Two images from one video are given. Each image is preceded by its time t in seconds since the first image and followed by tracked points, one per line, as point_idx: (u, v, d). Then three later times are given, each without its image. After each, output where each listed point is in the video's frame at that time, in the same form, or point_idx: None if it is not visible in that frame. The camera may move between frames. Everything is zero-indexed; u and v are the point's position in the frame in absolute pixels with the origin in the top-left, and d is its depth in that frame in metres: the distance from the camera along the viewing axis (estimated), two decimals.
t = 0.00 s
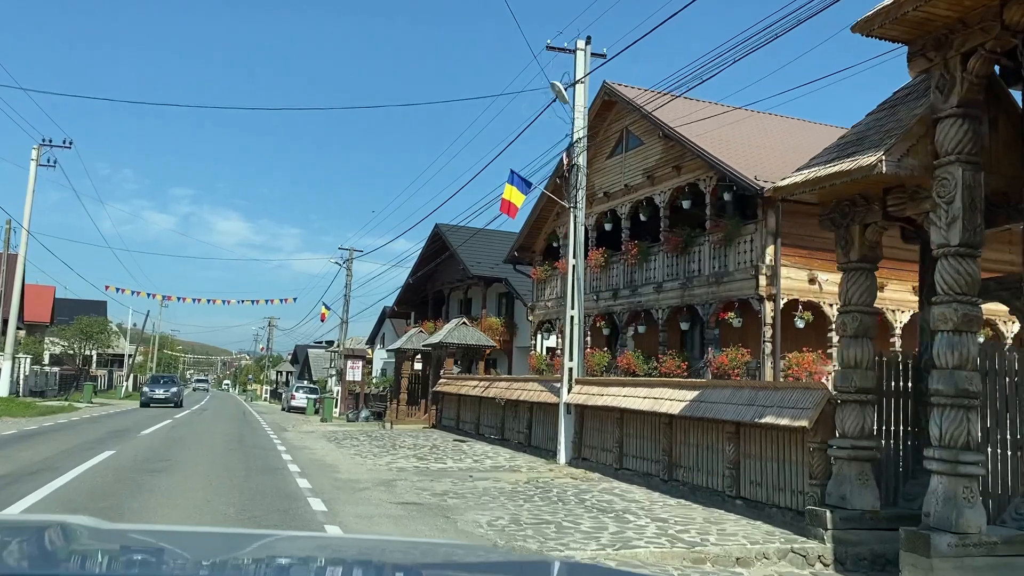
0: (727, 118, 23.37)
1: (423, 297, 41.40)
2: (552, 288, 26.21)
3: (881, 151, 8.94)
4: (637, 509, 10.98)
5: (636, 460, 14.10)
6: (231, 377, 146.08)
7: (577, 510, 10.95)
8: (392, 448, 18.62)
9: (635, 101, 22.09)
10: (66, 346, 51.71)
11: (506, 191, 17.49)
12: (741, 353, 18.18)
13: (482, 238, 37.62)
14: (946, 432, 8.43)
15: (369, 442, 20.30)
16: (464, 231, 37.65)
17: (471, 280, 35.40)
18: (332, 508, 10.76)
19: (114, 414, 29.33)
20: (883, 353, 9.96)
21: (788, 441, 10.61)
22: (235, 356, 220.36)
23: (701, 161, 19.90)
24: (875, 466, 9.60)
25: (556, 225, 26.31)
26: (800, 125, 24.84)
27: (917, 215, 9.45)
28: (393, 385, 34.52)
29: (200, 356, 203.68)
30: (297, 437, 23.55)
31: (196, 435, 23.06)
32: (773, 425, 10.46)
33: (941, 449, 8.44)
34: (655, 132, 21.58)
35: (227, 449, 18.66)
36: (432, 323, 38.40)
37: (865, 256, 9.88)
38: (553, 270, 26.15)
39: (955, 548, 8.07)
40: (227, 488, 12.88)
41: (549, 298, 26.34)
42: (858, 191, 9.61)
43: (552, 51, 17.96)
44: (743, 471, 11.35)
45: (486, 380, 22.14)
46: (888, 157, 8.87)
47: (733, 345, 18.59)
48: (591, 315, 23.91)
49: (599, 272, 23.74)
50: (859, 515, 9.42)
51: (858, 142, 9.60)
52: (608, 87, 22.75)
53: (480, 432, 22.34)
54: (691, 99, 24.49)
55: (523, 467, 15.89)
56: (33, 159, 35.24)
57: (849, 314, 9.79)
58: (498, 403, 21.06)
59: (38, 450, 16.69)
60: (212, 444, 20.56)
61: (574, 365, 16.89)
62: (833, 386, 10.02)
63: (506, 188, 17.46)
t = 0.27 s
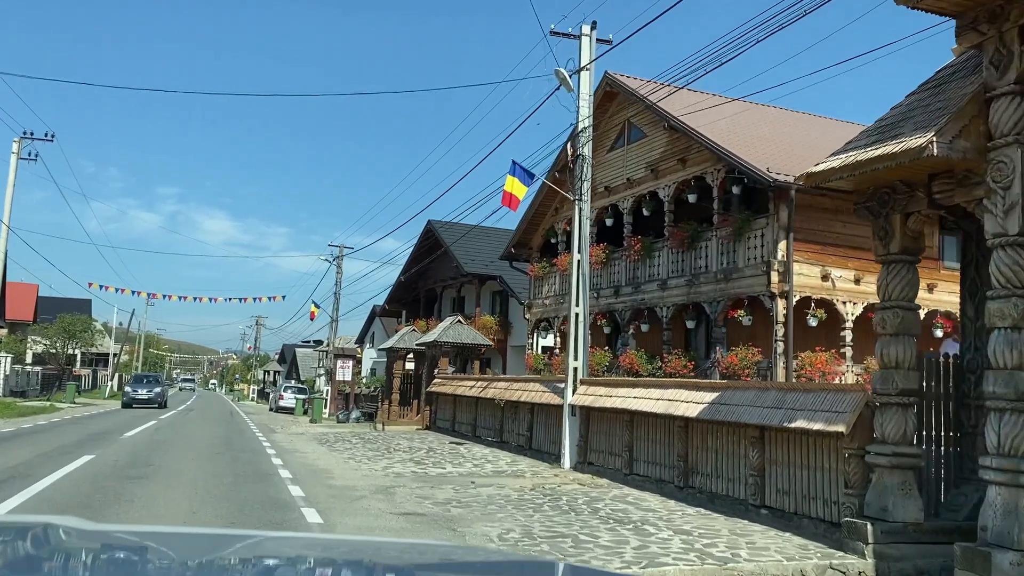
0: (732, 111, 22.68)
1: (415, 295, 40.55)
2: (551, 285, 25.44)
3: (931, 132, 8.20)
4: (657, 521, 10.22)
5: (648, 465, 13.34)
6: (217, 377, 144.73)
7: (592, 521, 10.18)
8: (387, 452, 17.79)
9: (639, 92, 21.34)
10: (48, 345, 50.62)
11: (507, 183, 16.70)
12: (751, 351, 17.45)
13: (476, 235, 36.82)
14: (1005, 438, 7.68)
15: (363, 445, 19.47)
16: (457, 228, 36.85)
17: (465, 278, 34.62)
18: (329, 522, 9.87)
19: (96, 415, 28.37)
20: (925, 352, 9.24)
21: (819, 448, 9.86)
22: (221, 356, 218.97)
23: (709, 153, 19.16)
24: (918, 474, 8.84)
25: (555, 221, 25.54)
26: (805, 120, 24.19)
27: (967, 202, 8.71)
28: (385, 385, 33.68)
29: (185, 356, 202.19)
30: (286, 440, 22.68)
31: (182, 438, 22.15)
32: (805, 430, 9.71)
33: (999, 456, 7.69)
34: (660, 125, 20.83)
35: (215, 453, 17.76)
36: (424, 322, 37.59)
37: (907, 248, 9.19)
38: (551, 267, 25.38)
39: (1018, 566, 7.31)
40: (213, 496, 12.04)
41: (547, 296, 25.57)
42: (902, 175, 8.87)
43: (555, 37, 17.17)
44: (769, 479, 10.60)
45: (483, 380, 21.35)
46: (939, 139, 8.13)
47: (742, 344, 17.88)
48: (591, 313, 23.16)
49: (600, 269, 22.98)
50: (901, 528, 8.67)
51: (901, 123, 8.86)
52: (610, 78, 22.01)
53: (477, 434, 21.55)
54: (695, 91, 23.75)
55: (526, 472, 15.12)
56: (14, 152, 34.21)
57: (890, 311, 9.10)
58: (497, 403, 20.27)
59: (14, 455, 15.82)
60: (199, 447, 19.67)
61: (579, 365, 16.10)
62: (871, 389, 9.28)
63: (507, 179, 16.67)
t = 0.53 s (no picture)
0: (738, 104, 21.96)
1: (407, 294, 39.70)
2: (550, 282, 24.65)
3: (992, 109, 7.46)
4: (681, 535, 9.45)
5: (663, 471, 12.57)
6: (204, 377, 143.34)
7: (611, 535, 9.40)
8: (382, 456, 16.95)
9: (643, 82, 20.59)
10: (30, 344, 49.50)
11: (509, 174, 15.90)
12: (764, 351, 16.73)
13: (469, 232, 36.03)
14: None
15: (356, 448, 18.64)
16: (451, 224, 36.03)
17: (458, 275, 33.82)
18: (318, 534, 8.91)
19: (77, 416, 27.42)
20: (977, 352, 8.51)
21: (858, 455, 9.10)
22: (207, 356, 217.29)
23: (719, 144, 18.40)
24: (971, 485, 8.08)
25: (554, 216, 24.75)
26: (811, 114, 23.49)
27: None
28: (376, 385, 32.82)
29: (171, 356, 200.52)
30: (275, 442, 21.80)
31: (166, 441, 21.29)
32: (843, 437, 8.96)
33: None
34: (665, 116, 20.09)
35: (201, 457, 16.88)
36: (416, 321, 36.76)
37: (957, 238, 8.46)
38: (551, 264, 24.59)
39: None
40: (197, 505, 11.20)
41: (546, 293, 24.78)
42: (954, 159, 8.14)
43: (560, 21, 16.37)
44: (800, 489, 9.86)
45: (481, 380, 20.53)
46: (1002, 116, 7.39)
47: (754, 343, 17.15)
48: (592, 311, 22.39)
49: (601, 266, 22.21)
50: (955, 544, 7.90)
51: (954, 102, 8.11)
52: (613, 68, 21.25)
53: (475, 437, 20.74)
54: (698, 83, 23.02)
55: (531, 478, 14.34)
56: None
57: (941, 306, 8.39)
58: (496, 405, 19.47)
59: None
60: (184, 450, 18.81)
61: (585, 365, 15.31)
62: (917, 391, 8.54)
63: (510, 170, 15.86)
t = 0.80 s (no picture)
0: (746, 96, 21.25)
1: (399, 293, 38.85)
2: (550, 280, 23.88)
3: None
4: (712, 551, 8.68)
5: (681, 479, 11.81)
6: (190, 377, 141.85)
7: (636, 552, 8.62)
8: (378, 460, 16.12)
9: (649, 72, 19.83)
10: (11, 344, 48.38)
11: (513, 166, 15.11)
12: (779, 351, 16.00)
13: (464, 230, 35.22)
14: None
15: (350, 452, 17.81)
16: (444, 222, 35.21)
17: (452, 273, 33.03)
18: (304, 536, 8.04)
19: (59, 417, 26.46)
20: None
21: (906, 465, 8.35)
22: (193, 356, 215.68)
23: (729, 136, 17.65)
24: None
25: (553, 212, 23.98)
26: (819, 108, 22.81)
27: None
28: (367, 386, 31.97)
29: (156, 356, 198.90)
30: (263, 445, 20.94)
31: (151, 443, 20.44)
32: (891, 444, 8.20)
33: None
34: (672, 107, 19.34)
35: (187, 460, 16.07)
36: (408, 320, 35.94)
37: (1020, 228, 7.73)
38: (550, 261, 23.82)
39: None
40: (182, 516, 10.38)
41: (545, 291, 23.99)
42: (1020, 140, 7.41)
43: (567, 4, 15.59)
44: (838, 500, 9.10)
45: (479, 381, 19.73)
46: None
47: (768, 343, 16.40)
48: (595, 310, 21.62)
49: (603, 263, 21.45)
50: None
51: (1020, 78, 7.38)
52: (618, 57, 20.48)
53: (473, 440, 19.94)
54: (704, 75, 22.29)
55: (537, 485, 13.55)
56: None
57: (1004, 303, 7.64)
58: (495, 407, 18.67)
59: None
60: (170, 453, 17.96)
61: (594, 366, 14.52)
62: (976, 395, 7.78)
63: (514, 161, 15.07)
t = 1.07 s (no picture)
0: (755, 88, 20.53)
1: (391, 291, 38.02)
2: (550, 277, 23.12)
3: None
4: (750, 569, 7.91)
5: (703, 487, 11.05)
6: (176, 377, 140.52)
7: (668, 569, 7.84)
8: (375, 465, 15.30)
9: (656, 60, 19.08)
10: None
11: (520, 155, 14.33)
12: (796, 350, 15.27)
13: (458, 227, 34.43)
14: None
15: (344, 456, 16.98)
16: (438, 218, 34.40)
17: (447, 271, 32.24)
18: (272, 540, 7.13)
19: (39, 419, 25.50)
20: None
21: (966, 475, 7.59)
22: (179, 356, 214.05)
23: (742, 126, 16.93)
24: None
25: (553, 207, 23.21)
26: (829, 101, 22.12)
27: None
28: (359, 387, 31.12)
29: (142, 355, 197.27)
30: (252, 448, 20.08)
31: (135, 447, 19.55)
32: (950, 453, 7.45)
33: None
34: (681, 97, 18.60)
35: (173, 466, 15.21)
36: (401, 319, 35.12)
37: None
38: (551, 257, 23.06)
39: None
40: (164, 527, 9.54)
41: (545, 288, 23.23)
42: None
43: None
44: (885, 512, 8.34)
45: (479, 382, 18.93)
46: None
47: (784, 342, 15.66)
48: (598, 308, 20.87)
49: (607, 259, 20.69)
50: None
51: None
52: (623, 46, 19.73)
53: (472, 443, 19.14)
54: (710, 66, 21.57)
55: (546, 492, 12.76)
56: None
57: None
58: (496, 409, 17.88)
59: None
60: (155, 458, 17.09)
61: (605, 366, 13.74)
62: None
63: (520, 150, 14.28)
